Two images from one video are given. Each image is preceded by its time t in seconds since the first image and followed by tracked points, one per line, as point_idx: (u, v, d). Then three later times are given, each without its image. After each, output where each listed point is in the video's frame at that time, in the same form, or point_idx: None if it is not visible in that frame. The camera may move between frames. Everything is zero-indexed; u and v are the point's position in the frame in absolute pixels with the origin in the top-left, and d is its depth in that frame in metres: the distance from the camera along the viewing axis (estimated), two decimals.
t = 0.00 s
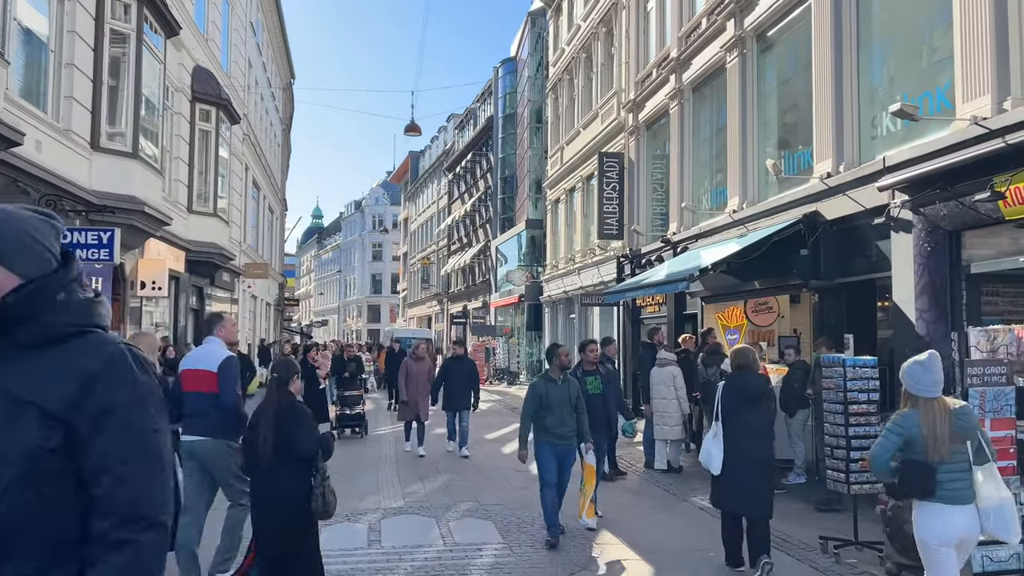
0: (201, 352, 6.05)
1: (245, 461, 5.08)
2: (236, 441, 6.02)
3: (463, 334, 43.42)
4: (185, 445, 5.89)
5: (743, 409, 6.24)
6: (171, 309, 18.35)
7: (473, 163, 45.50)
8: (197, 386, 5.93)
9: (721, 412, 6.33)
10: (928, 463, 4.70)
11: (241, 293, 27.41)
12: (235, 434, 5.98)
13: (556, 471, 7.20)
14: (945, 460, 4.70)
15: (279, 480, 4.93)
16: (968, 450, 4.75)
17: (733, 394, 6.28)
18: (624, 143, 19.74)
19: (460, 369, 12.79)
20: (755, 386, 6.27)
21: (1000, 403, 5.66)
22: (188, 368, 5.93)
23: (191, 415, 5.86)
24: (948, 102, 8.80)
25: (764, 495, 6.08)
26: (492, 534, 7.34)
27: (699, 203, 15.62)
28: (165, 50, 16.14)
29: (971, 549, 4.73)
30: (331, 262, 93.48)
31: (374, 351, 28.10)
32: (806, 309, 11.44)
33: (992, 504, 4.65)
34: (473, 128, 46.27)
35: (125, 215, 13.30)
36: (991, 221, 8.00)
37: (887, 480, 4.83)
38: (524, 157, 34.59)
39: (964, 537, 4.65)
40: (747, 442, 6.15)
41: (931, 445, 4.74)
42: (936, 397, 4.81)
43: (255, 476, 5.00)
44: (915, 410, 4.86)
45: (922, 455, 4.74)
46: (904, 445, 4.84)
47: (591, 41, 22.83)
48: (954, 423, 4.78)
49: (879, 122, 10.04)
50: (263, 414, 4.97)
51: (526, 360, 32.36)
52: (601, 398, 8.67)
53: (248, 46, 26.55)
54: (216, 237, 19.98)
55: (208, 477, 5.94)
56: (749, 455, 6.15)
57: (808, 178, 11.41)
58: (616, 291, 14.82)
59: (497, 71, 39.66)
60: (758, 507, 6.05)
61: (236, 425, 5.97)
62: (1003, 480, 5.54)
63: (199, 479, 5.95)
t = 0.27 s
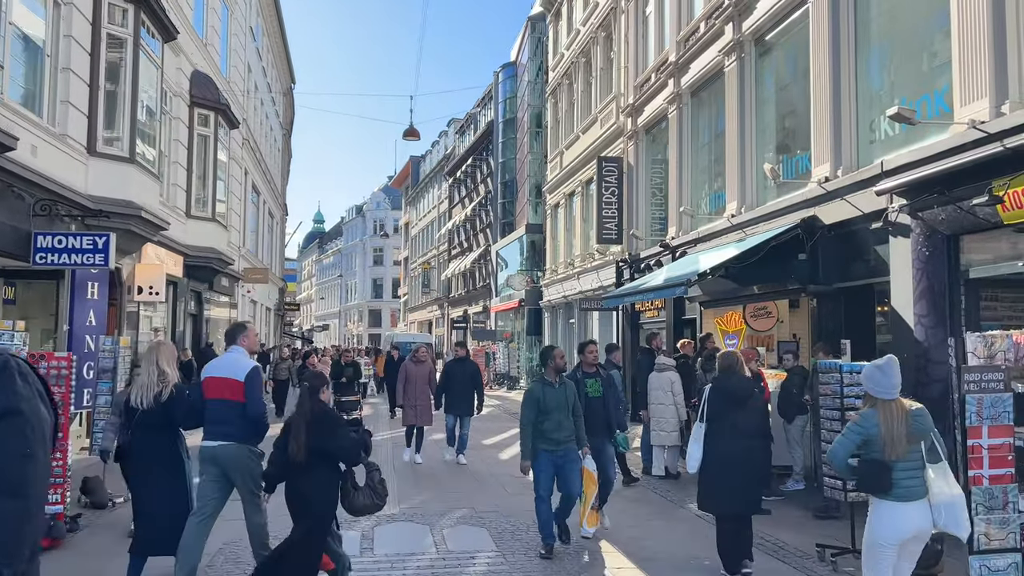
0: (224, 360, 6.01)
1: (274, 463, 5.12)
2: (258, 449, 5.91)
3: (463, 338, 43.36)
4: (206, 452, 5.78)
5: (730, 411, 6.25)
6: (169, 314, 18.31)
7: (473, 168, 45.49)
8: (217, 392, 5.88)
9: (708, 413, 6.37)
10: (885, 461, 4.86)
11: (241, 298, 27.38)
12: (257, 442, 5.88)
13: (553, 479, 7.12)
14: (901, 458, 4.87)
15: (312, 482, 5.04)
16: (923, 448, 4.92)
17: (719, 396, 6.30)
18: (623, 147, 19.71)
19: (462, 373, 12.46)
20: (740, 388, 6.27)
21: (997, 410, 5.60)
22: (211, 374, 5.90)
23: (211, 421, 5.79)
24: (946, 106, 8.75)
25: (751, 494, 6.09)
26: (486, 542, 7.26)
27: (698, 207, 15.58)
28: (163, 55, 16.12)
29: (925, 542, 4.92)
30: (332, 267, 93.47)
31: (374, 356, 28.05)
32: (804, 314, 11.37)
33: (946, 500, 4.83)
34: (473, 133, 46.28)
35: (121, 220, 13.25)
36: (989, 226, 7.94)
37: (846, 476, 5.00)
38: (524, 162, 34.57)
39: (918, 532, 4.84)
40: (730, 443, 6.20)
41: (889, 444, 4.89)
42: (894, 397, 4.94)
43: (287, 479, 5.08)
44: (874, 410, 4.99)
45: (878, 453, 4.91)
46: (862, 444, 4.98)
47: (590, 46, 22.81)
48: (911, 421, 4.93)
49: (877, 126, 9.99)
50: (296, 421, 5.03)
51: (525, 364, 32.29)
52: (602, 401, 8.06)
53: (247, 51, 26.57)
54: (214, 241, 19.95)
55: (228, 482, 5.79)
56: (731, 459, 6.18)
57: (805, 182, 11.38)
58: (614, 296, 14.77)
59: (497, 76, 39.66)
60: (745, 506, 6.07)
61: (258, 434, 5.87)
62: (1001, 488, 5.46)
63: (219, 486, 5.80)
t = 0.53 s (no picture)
0: (248, 356, 6.27)
1: (315, 453, 5.43)
2: (283, 440, 6.24)
3: (466, 342, 43.28)
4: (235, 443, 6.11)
5: (722, 415, 6.44)
6: (171, 318, 18.33)
7: (476, 172, 45.46)
8: (243, 387, 6.15)
9: (702, 419, 6.51)
10: (855, 458, 5.05)
11: (244, 302, 27.40)
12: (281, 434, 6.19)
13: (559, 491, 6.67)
14: (870, 456, 5.05)
15: (347, 465, 5.33)
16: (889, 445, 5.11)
17: (712, 402, 6.48)
18: (625, 150, 19.66)
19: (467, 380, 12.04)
20: (732, 393, 6.47)
21: (1000, 413, 5.53)
22: (235, 369, 6.17)
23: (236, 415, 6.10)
24: (948, 107, 8.70)
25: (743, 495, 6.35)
26: (485, 546, 7.23)
27: (699, 210, 15.54)
28: (165, 59, 16.11)
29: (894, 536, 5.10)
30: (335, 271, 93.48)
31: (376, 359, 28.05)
32: (806, 317, 11.32)
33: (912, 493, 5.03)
34: (476, 137, 46.29)
35: (122, 223, 13.24)
36: (992, 229, 7.89)
37: (819, 474, 5.18)
38: (527, 165, 34.53)
39: (887, 526, 5.02)
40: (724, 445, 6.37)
41: (859, 442, 5.07)
42: (860, 397, 5.14)
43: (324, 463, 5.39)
44: (842, 411, 5.20)
45: (848, 451, 5.09)
46: (834, 442, 5.16)
47: (593, 49, 22.78)
48: (877, 420, 5.14)
49: (879, 128, 9.94)
50: (330, 410, 5.33)
51: (528, 368, 32.22)
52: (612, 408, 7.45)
53: (250, 55, 26.57)
54: (216, 245, 19.95)
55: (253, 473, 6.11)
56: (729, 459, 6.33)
57: (807, 185, 11.34)
58: (616, 299, 14.70)
59: (499, 80, 39.62)
60: (738, 507, 6.32)
61: (283, 427, 6.19)
62: (1003, 492, 5.41)
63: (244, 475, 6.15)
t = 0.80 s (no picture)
0: (275, 357, 6.37)
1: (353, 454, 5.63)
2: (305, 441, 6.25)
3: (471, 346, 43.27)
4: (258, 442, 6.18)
5: (722, 413, 6.57)
6: (176, 321, 18.36)
7: (481, 175, 45.49)
8: (268, 387, 6.22)
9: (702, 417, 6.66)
10: (825, 453, 5.12)
11: (249, 305, 27.45)
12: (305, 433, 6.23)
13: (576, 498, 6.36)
14: (839, 451, 5.13)
15: (388, 467, 5.51)
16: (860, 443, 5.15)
17: (713, 400, 6.62)
18: (630, 153, 19.65)
19: (476, 382, 11.89)
20: (731, 390, 6.62)
21: (1009, 415, 5.50)
22: (262, 370, 6.26)
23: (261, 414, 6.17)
24: (955, 108, 8.65)
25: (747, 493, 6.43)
26: (489, 549, 7.20)
27: (704, 213, 15.51)
28: (171, 63, 16.15)
29: (860, 532, 5.12)
30: (341, 275, 93.62)
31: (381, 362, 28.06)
32: (813, 320, 11.29)
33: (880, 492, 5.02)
34: (481, 140, 46.31)
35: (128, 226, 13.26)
36: (1000, 230, 7.84)
37: (792, 467, 5.28)
38: (532, 168, 34.53)
39: (850, 519, 5.07)
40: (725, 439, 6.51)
41: (828, 436, 5.15)
42: (833, 393, 5.22)
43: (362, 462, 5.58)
44: (817, 407, 5.29)
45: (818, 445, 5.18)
46: (807, 437, 5.25)
47: (598, 52, 22.78)
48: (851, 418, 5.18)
49: (885, 129, 9.89)
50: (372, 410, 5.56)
51: (533, 371, 32.19)
52: (628, 411, 7.20)
53: (256, 59, 26.66)
54: (222, 248, 19.99)
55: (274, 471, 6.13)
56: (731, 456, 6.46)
57: (813, 186, 11.29)
58: (621, 302, 14.67)
59: (504, 84, 39.65)
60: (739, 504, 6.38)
61: (307, 427, 6.25)
62: (1012, 494, 5.35)
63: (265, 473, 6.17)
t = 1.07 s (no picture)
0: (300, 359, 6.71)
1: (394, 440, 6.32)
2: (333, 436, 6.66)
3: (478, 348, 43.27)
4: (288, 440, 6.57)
5: (721, 409, 6.72)
6: (185, 323, 18.42)
7: (488, 177, 45.50)
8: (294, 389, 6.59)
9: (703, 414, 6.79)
10: (808, 446, 5.55)
11: (257, 308, 27.51)
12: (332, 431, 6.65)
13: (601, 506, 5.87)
14: (821, 444, 5.55)
15: (429, 451, 6.24)
16: (840, 435, 5.56)
17: (713, 398, 6.76)
18: (637, 154, 19.63)
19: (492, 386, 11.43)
20: (730, 389, 6.77)
21: (1020, 415, 5.44)
22: (288, 372, 6.58)
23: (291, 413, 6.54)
24: (964, 107, 8.61)
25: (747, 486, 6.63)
26: (496, 550, 7.17)
27: (712, 213, 15.47)
28: (180, 65, 16.21)
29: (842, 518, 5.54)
30: (349, 278, 93.79)
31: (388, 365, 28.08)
32: (821, 321, 11.23)
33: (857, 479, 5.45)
34: (489, 143, 46.36)
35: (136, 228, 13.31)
36: (1010, 229, 7.79)
37: (781, 460, 5.70)
38: (539, 170, 34.52)
39: (833, 507, 5.49)
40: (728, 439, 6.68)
41: (809, 429, 5.59)
42: (818, 388, 5.66)
43: (407, 451, 6.29)
44: (799, 403, 5.76)
45: (801, 438, 5.63)
46: (793, 431, 5.70)
47: (605, 53, 22.76)
48: (830, 412, 5.61)
49: (894, 129, 9.85)
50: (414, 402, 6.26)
51: (541, 373, 32.16)
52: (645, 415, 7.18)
53: (264, 62, 26.75)
54: (230, 250, 20.05)
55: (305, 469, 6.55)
56: (733, 454, 6.66)
57: (821, 186, 11.25)
58: (628, 303, 14.63)
59: (512, 86, 39.66)
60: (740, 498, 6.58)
61: (331, 424, 6.62)
62: None
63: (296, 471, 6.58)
